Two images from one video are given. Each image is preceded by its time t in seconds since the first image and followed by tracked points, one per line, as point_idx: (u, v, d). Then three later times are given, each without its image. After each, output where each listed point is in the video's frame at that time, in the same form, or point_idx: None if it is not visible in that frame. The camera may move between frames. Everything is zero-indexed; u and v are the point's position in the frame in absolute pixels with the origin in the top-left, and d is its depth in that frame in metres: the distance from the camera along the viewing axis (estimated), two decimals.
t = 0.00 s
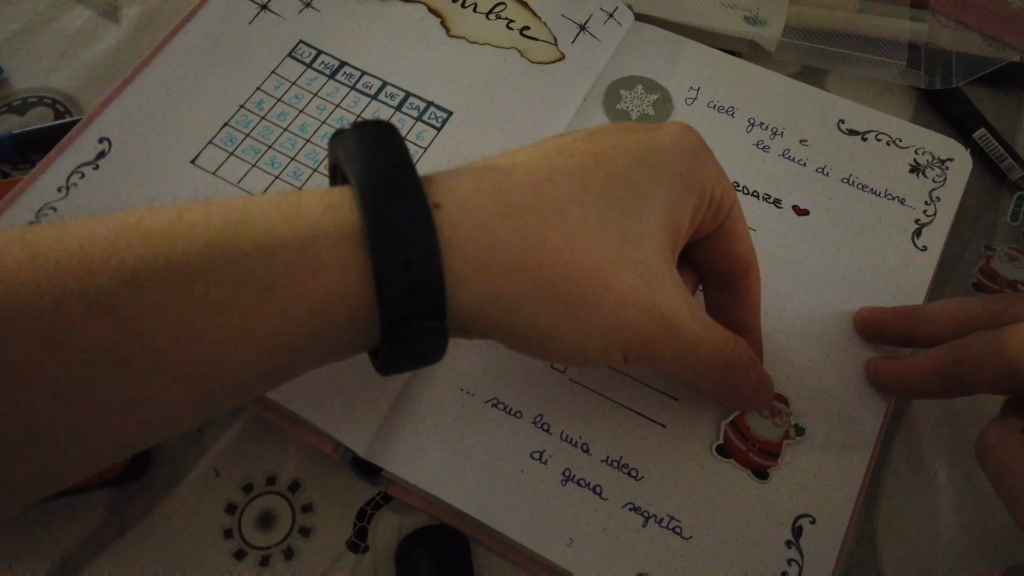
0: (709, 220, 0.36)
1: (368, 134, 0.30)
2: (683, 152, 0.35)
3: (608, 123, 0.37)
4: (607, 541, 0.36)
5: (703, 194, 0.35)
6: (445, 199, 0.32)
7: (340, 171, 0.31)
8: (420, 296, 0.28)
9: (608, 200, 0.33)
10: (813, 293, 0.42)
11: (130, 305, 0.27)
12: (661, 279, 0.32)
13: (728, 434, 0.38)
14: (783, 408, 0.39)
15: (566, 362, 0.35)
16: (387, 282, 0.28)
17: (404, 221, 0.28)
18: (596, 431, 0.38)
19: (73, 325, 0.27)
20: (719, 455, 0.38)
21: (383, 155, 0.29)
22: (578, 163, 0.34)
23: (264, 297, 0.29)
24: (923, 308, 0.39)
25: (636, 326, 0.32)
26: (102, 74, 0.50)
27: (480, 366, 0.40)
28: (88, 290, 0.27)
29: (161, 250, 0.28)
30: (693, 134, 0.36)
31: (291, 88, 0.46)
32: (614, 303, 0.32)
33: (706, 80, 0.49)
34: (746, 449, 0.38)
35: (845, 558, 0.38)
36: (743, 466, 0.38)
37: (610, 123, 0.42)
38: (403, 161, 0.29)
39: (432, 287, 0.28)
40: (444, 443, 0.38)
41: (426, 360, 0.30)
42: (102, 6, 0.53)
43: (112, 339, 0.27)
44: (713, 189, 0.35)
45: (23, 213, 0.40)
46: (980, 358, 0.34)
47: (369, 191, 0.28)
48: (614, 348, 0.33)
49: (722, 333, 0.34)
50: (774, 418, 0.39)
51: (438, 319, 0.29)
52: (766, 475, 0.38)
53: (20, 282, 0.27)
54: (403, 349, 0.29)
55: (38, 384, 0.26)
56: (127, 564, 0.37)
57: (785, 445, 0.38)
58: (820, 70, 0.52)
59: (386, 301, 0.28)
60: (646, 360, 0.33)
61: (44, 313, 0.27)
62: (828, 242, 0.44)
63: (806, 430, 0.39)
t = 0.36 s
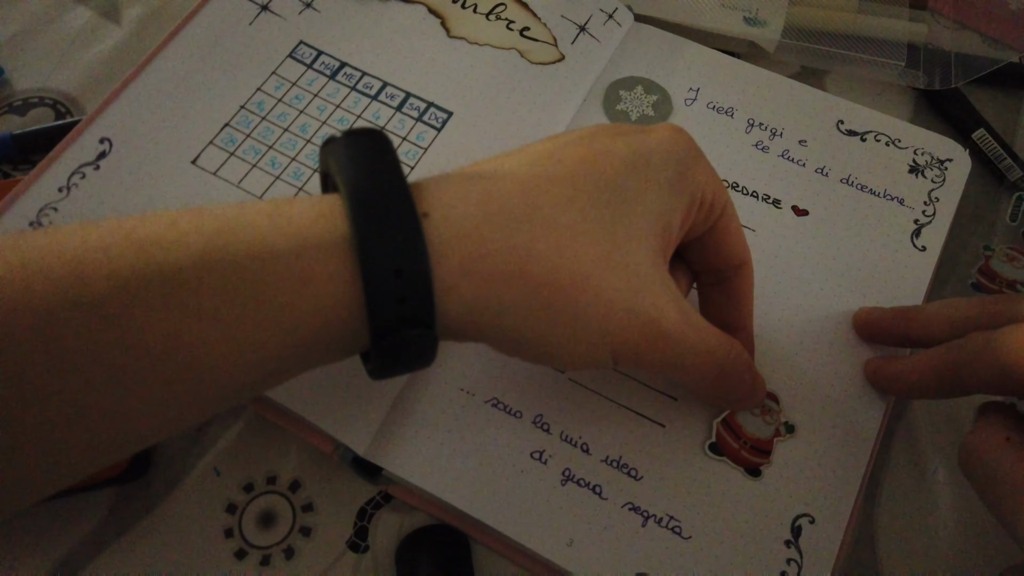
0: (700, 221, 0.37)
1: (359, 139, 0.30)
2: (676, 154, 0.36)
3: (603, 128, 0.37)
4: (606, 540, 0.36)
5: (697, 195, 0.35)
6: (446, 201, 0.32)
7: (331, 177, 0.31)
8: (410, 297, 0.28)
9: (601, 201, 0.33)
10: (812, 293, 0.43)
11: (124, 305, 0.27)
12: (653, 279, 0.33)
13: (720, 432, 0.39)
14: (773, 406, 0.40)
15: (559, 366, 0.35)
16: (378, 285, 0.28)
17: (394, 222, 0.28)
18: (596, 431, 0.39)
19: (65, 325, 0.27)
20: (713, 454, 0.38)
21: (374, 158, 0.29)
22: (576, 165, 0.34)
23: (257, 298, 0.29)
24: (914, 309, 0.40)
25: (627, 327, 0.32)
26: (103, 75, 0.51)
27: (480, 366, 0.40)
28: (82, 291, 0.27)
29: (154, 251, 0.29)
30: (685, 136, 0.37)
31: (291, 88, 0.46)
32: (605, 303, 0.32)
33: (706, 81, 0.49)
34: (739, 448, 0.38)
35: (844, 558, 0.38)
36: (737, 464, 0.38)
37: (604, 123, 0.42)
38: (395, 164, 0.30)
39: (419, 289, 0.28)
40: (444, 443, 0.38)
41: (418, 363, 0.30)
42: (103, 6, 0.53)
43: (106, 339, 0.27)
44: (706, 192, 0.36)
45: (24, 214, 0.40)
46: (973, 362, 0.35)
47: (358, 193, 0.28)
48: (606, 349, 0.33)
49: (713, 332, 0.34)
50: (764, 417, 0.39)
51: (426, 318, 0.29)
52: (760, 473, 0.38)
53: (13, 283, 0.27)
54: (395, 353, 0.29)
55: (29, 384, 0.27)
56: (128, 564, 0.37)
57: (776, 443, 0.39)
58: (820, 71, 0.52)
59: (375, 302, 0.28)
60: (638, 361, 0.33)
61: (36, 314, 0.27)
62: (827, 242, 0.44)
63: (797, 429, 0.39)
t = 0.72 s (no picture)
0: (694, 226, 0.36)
1: (349, 156, 0.31)
2: (669, 158, 0.36)
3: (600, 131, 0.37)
4: (606, 541, 0.36)
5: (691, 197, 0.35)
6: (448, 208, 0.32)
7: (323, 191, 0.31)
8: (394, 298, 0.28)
9: (595, 204, 0.33)
10: (813, 294, 0.42)
11: (118, 311, 0.28)
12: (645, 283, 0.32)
13: (717, 433, 0.39)
14: (772, 407, 0.40)
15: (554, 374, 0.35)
16: (367, 289, 0.28)
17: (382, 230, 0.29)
18: (596, 431, 0.38)
19: (63, 329, 0.27)
20: (710, 453, 0.38)
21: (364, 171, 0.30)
22: (574, 170, 0.34)
23: (251, 303, 0.29)
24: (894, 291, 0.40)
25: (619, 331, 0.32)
26: (102, 74, 0.50)
27: (480, 366, 0.40)
28: (83, 296, 0.28)
29: (155, 255, 0.29)
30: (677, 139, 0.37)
31: (291, 85, 0.45)
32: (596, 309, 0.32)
33: (707, 81, 0.49)
34: (736, 448, 0.38)
35: (845, 558, 0.38)
36: (733, 463, 0.38)
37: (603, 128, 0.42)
38: (383, 180, 0.30)
39: (409, 294, 0.28)
40: (444, 443, 0.38)
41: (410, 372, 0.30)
42: (102, 6, 0.53)
43: (104, 342, 0.27)
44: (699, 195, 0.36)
45: (20, 210, 0.40)
46: (924, 326, 0.35)
47: (345, 206, 0.29)
48: (596, 355, 0.32)
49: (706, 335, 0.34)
50: (762, 417, 0.39)
51: (415, 328, 0.29)
52: (758, 474, 0.38)
53: (13, 289, 0.27)
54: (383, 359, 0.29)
55: (25, 387, 0.27)
56: (128, 564, 0.37)
57: (775, 444, 0.38)
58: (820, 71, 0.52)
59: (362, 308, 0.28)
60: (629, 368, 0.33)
61: (33, 317, 0.27)
62: (828, 242, 0.44)
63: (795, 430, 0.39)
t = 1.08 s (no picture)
0: (696, 230, 0.36)
1: (351, 162, 0.30)
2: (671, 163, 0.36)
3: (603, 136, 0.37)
4: (606, 541, 0.36)
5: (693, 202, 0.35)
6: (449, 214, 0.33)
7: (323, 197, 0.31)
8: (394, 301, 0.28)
9: (595, 208, 0.33)
10: (813, 294, 0.43)
11: (116, 318, 0.28)
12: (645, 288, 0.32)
13: (717, 434, 0.38)
14: (771, 408, 0.39)
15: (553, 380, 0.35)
16: (365, 295, 0.28)
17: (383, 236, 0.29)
18: (596, 431, 0.38)
19: (64, 332, 0.27)
20: (710, 455, 0.38)
21: (363, 177, 0.30)
22: (573, 173, 0.35)
23: (254, 307, 0.29)
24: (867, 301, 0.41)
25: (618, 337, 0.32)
26: (102, 74, 0.50)
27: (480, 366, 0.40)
28: (85, 298, 0.28)
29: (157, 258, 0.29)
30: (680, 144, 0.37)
31: (291, 84, 0.45)
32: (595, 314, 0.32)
33: (707, 81, 0.49)
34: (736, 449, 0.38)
35: (845, 559, 0.38)
36: (733, 465, 0.38)
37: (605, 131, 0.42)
38: (386, 187, 0.30)
39: (410, 299, 0.28)
40: (444, 444, 0.38)
41: (412, 379, 0.30)
42: (102, 5, 0.53)
43: (105, 345, 0.27)
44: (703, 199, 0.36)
45: (20, 210, 0.40)
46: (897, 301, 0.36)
47: (348, 213, 0.29)
48: (594, 362, 0.32)
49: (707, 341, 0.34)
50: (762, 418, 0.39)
51: (417, 335, 0.29)
52: (758, 475, 0.38)
53: (12, 294, 0.27)
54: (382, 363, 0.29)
55: (27, 390, 0.27)
56: (128, 565, 0.37)
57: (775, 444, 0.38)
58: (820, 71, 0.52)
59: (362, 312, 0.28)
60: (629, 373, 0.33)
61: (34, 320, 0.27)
62: (828, 242, 0.44)
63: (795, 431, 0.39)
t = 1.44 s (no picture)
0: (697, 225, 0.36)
1: (351, 153, 0.30)
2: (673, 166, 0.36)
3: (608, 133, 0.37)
4: (606, 541, 0.36)
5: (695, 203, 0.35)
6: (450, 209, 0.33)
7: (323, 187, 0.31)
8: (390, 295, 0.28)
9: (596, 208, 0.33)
10: (813, 294, 0.43)
11: (112, 312, 0.28)
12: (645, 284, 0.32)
13: (717, 434, 0.39)
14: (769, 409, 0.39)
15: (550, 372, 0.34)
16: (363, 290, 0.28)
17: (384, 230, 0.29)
18: (596, 432, 0.39)
19: (65, 330, 0.27)
20: (710, 456, 0.38)
21: (363, 169, 0.30)
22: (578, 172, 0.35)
23: (251, 300, 0.29)
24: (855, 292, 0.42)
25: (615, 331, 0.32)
26: (103, 74, 0.50)
27: (480, 366, 0.40)
28: (85, 297, 0.28)
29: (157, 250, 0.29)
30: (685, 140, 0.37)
31: (291, 85, 0.45)
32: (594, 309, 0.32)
33: (706, 81, 0.49)
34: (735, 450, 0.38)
35: (844, 559, 0.38)
36: (732, 466, 0.38)
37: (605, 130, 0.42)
38: (388, 180, 0.30)
39: (409, 292, 0.28)
40: (444, 444, 0.38)
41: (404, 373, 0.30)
42: (102, 6, 0.53)
43: (106, 344, 0.28)
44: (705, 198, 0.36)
45: (19, 209, 0.40)
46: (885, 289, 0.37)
47: (350, 201, 0.29)
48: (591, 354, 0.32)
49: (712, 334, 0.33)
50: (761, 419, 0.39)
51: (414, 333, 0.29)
52: (758, 474, 0.38)
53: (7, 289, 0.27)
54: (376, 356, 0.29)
55: (23, 387, 0.27)
56: (128, 564, 0.37)
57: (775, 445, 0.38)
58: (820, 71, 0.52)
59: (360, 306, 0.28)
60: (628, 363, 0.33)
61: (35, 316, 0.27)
62: (828, 243, 0.44)
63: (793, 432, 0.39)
